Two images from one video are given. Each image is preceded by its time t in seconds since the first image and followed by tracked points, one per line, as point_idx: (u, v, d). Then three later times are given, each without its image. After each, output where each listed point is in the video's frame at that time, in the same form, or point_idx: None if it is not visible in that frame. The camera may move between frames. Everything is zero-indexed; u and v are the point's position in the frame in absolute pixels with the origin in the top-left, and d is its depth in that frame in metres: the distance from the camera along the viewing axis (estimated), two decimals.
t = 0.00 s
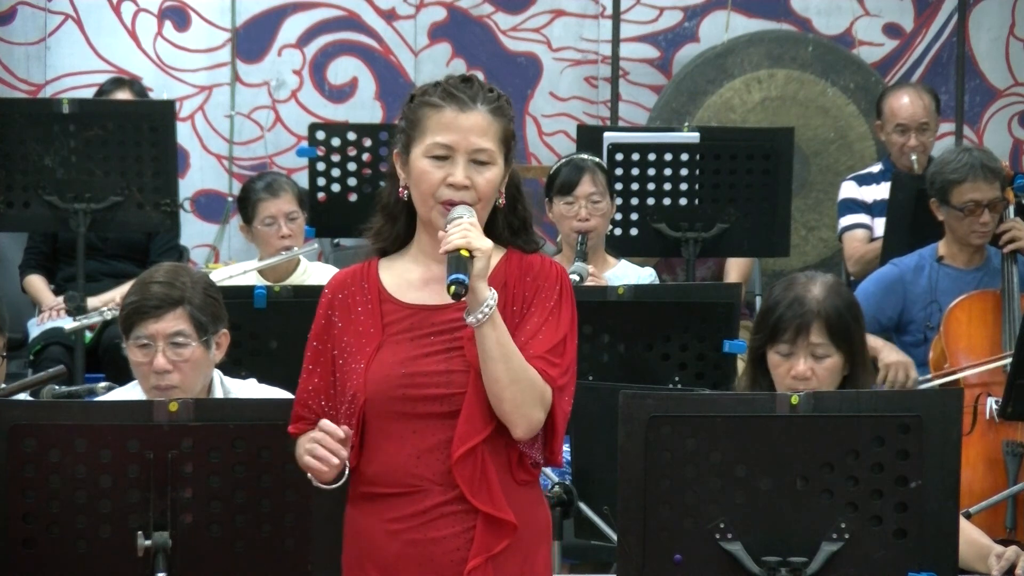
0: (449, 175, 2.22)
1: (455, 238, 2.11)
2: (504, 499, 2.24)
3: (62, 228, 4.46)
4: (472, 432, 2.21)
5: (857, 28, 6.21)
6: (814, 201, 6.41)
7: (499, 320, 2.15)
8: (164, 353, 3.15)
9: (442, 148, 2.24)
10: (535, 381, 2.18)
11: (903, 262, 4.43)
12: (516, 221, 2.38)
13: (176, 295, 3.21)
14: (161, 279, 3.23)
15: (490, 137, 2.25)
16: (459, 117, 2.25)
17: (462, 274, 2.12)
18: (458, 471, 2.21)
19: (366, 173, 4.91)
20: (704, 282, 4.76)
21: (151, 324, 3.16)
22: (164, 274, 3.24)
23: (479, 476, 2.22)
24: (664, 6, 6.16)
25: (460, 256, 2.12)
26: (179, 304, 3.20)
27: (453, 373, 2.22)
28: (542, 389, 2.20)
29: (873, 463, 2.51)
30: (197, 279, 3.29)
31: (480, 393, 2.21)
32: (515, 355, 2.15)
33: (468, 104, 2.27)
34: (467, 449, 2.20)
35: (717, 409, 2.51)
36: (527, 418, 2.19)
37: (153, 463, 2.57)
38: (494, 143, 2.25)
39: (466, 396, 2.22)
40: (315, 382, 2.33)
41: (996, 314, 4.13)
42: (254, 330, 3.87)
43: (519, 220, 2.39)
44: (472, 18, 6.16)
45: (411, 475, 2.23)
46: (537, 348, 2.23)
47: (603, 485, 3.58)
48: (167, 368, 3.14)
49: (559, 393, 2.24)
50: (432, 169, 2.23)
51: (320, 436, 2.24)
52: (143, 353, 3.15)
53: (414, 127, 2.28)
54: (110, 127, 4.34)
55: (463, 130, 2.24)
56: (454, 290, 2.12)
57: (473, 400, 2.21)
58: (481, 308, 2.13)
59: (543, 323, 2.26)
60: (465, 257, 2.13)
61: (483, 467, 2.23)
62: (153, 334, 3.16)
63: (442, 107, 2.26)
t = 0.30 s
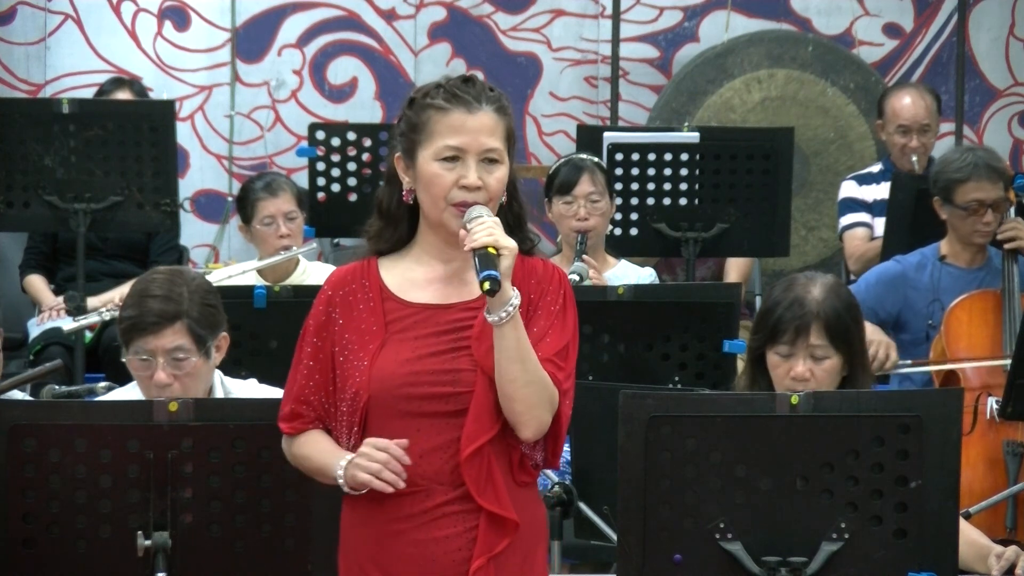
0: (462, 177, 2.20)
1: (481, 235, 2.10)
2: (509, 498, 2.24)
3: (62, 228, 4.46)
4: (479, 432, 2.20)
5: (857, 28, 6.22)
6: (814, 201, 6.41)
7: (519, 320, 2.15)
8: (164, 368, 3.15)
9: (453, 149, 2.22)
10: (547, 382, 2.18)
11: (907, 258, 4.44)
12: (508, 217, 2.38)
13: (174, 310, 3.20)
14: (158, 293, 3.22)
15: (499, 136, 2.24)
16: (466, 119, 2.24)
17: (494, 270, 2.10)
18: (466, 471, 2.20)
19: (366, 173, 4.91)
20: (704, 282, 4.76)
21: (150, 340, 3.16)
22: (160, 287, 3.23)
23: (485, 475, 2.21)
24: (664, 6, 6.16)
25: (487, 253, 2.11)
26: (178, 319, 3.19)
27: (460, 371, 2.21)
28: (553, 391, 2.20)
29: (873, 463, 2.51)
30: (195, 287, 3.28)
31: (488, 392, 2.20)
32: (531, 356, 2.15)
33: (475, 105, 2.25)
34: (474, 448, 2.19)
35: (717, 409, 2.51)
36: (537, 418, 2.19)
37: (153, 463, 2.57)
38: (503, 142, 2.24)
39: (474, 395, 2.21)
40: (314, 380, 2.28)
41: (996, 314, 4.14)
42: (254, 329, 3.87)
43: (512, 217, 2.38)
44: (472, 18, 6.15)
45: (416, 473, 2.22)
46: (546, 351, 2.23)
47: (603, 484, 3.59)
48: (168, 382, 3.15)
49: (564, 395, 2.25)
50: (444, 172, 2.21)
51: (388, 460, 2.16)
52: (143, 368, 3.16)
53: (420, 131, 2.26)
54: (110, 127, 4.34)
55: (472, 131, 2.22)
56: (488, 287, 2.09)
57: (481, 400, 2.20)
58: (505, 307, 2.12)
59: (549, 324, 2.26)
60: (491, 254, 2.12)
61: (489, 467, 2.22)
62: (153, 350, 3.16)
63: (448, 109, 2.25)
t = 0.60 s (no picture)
0: (469, 176, 2.20)
1: (513, 226, 2.10)
2: (509, 500, 2.24)
3: (62, 229, 4.46)
4: (483, 432, 2.20)
5: (857, 28, 6.22)
6: (814, 201, 6.41)
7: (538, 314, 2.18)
8: (162, 363, 3.15)
9: (457, 150, 2.22)
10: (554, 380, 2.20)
11: (905, 260, 4.44)
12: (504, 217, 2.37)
13: (173, 304, 3.20)
14: (157, 288, 3.22)
15: (501, 134, 2.24)
16: (467, 119, 2.24)
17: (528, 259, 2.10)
18: (469, 472, 2.20)
19: (366, 173, 4.91)
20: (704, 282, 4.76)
21: (148, 334, 3.16)
22: (160, 282, 3.23)
23: (487, 476, 2.21)
24: (664, 6, 6.17)
25: (516, 244, 2.12)
26: (176, 315, 3.19)
27: (466, 371, 2.20)
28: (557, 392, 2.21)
29: (873, 463, 2.51)
30: (195, 285, 3.28)
31: (493, 392, 2.20)
32: (542, 352, 2.17)
33: (475, 105, 2.26)
34: (478, 449, 2.19)
35: (717, 409, 2.51)
36: (542, 418, 2.19)
37: (153, 464, 2.57)
38: (505, 140, 2.24)
39: (479, 395, 2.20)
40: (316, 378, 2.25)
41: (996, 315, 4.14)
42: (254, 329, 3.87)
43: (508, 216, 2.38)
44: (472, 18, 6.15)
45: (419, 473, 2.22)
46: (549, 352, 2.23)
47: (603, 485, 3.58)
48: (166, 377, 3.15)
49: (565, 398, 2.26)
50: (450, 173, 2.21)
51: (435, 445, 2.13)
52: (141, 362, 3.16)
53: (422, 135, 2.25)
54: (110, 127, 4.34)
55: (474, 130, 2.22)
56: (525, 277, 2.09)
57: (486, 400, 2.20)
58: (529, 299, 2.15)
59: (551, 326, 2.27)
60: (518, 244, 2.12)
61: (492, 468, 2.22)
62: (151, 344, 3.16)
63: (449, 111, 2.24)
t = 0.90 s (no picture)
0: (467, 180, 2.20)
1: (524, 225, 2.11)
2: (517, 502, 2.24)
3: (62, 229, 4.46)
4: (494, 435, 2.19)
5: (857, 28, 6.22)
6: (814, 201, 6.41)
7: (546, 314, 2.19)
8: (160, 357, 3.15)
9: (455, 154, 2.21)
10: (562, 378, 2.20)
11: (906, 262, 4.42)
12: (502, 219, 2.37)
13: (172, 298, 3.21)
14: (157, 282, 3.23)
15: (497, 137, 2.24)
16: (463, 123, 2.23)
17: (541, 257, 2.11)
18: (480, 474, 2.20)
19: (366, 173, 4.91)
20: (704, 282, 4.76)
21: (147, 327, 3.16)
22: (160, 277, 3.24)
23: (497, 479, 2.21)
24: (664, 5, 6.17)
25: (526, 242, 2.12)
26: (175, 308, 3.20)
27: (474, 374, 2.20)
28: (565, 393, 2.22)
29: (873, 463, 2.52)
30: (195, 282, 3.28)
31: (502, 395, 2.20)
32: (552, 350, 2.19)
33: (471, 109, 2.25)
34: (488, 452, 2.19)
35: (717, 409, 2.51)
36: (551, 419, 2.20)
37: (153, 463, 2.57)
38: (501, 142, 2.24)
39: (488, 398, 2.20)
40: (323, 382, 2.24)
41: (996, 314, 4.14)
42: (254, 329, 3.87)
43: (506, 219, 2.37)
44: (472, 18, 6.15)
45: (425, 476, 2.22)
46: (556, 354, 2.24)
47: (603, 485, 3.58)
48: (163, 371, 3.14)
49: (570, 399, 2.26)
50: (449, 177, 2.21)
51: (463, 434, 2.15)
52: (139, 356, 3.15)
53: (418, 140, 2.25)
54: (110, 127, 4.33)
55: (471, 133, 2.22)
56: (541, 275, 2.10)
57: (496, 403, 2.19)
58: (538, 298, 2.17)
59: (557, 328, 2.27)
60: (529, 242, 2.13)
61: (501, 471, 2.22)
62: (149, 337, 3.16)
63: (445, 115, 2.24)
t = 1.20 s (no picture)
0: (479, 173, 2.17)
1: (533, 216, 2.07)
2: (534, 496, 2.21)
3: (62, 229, 4.46)
4: (512, 429, 2.15)
5: (857, 28, 6.22)
6: (814, 201, 6.41)
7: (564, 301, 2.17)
8: (158, 353, 3.14)
9: (463, 148, 2.18)
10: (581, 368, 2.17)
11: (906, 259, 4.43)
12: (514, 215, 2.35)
13: (170, 295, 3.21)
14: (155, 279, 3.24)
15: (503, 127, 2.21)
16: (468, 117, 2.20)
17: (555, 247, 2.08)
18: (497, 468, 2.16)
19: (366, 173, 4.91)
20: (704, 282, 4.76)
21: (145, 324, 3.16)
22: (158, 274, 3.25)
23: (513, 474, 2.18)
24: (664, 6, 6.17)
25: (539, 232, 2.09)
26: (173, 305, 3.20)
27: (492, 368, 2.16)
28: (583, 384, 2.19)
29: (873, 463, 2.52)
30: (192, 279, 3.29)
31: (520, 390, 2.16)
32: (570, 340, 2.16)
33: (474, 102, 2.22)
34: (505, 446, 2.15)
35: (716, 409, 2.51)
36: (570, 411, 2.17)
37: (153, 464, 2.57)
38: (508, 132, 2.21)
39: (506, 392, 2.16)
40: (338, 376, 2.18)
41: (996, 315, 4.14)
42: (254, 329, 3.87)
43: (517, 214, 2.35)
44: (472, 18, 6.15)
45: (442, 471, 2.17)
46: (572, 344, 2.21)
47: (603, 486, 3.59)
48: (161, 368, 3.13)
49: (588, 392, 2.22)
50: (460, 172, 2.18)
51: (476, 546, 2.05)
52: (137, 353, 3.15)
53: (425, 141, 2.22)
54: (110, 127, 4.33)
55: (477, 126, 2.19)
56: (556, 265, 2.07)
57: (514, 398, 2.15)
58: (556, 287, 2.14)
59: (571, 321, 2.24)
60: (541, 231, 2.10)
61: (518, 465, 2.18)
62: (147, 334, 3.16)
63: (449, 112, 2.21)
